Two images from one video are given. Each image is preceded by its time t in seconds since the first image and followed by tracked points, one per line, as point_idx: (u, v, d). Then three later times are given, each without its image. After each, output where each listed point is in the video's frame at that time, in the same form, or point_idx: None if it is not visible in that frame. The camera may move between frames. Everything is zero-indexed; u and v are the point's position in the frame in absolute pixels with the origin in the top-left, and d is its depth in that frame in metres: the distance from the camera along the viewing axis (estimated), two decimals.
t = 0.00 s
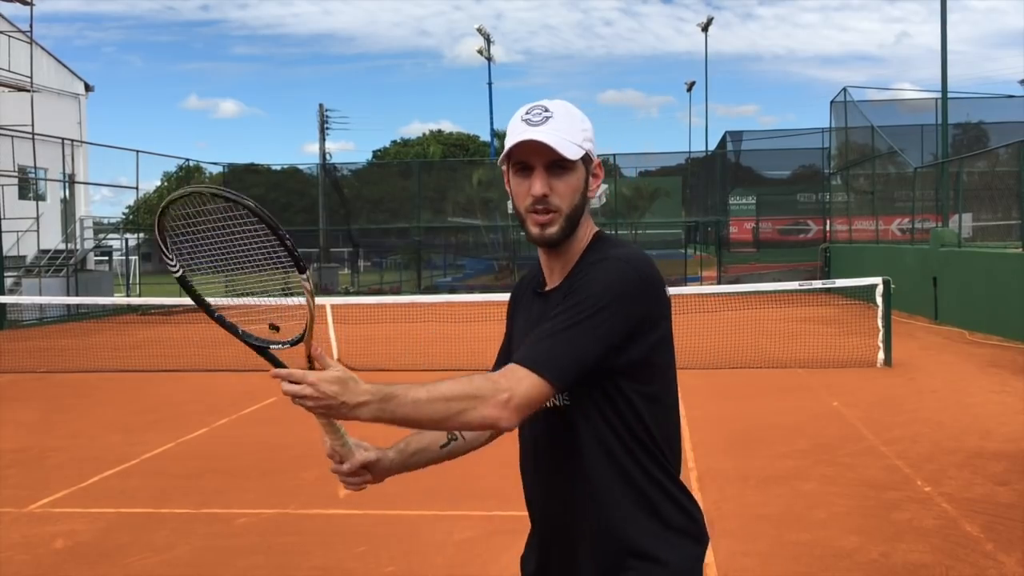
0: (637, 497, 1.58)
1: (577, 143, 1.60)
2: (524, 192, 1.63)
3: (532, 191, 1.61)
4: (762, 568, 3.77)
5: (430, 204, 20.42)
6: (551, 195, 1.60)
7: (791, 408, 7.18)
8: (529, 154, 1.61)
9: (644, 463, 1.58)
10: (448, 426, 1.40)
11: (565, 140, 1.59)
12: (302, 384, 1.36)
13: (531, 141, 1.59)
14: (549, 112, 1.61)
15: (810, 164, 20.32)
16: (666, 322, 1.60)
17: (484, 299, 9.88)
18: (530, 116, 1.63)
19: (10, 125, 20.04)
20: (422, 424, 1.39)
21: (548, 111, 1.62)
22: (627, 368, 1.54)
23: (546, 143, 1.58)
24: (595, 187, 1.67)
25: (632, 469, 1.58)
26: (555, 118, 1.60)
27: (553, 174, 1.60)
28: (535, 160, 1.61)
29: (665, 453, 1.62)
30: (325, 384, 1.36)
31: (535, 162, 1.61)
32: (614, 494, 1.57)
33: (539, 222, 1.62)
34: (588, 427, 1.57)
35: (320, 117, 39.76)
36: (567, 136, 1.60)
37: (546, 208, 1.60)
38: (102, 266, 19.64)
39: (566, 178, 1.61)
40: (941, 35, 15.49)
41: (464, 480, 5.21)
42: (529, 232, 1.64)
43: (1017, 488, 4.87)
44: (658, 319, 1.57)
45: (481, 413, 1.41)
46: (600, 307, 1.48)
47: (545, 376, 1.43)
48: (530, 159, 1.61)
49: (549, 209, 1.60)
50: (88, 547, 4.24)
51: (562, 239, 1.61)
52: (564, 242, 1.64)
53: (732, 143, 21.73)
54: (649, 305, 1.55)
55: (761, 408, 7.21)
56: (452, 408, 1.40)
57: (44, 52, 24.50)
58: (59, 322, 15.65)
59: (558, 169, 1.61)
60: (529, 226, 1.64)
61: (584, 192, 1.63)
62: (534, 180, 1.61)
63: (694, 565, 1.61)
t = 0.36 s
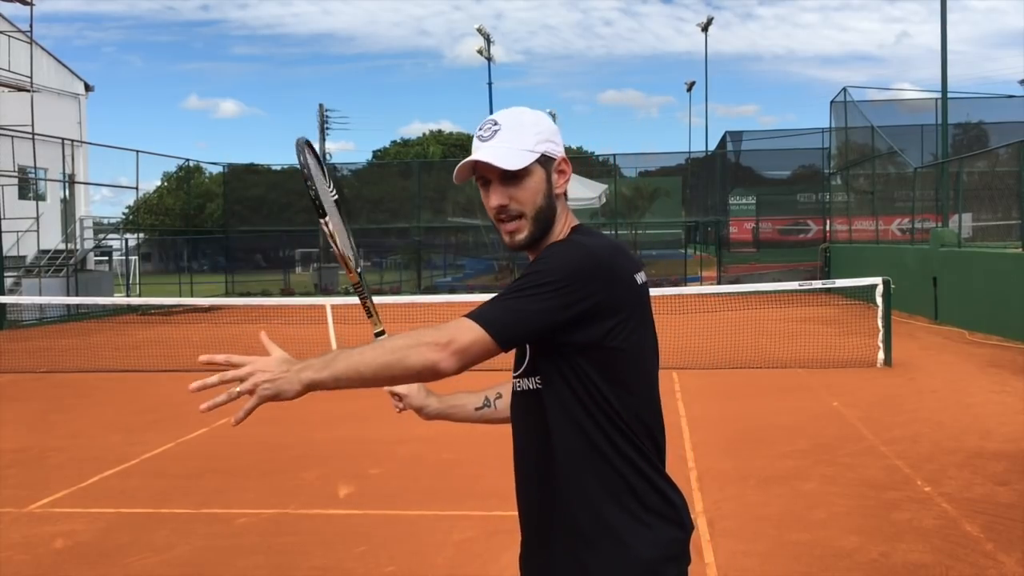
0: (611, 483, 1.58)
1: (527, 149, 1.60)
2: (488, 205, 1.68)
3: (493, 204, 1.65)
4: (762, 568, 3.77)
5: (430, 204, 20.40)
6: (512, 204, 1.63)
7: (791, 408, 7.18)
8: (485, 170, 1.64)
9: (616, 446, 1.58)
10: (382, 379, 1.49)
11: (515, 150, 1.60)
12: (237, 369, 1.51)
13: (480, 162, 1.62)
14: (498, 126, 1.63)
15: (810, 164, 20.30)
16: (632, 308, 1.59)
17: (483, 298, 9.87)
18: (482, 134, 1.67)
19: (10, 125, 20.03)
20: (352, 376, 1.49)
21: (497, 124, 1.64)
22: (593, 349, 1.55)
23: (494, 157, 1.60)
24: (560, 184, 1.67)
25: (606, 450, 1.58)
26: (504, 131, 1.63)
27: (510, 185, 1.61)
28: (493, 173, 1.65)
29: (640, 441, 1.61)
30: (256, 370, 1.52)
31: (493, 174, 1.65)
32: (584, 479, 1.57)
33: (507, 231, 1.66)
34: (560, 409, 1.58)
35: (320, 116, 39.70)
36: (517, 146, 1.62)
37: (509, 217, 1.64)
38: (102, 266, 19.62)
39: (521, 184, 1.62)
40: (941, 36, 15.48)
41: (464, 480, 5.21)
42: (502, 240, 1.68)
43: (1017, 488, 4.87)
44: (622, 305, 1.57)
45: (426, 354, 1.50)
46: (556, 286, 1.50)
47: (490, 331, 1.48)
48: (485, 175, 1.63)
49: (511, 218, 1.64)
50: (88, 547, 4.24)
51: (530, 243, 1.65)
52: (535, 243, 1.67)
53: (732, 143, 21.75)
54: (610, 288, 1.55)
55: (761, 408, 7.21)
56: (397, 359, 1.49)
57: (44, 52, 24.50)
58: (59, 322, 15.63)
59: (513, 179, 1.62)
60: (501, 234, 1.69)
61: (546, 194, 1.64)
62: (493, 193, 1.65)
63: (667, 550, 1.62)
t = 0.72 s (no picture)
0: (632, 478, 1.60)
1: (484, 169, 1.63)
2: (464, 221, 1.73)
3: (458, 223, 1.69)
4: (763, 568, 3.78)
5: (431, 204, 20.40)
6: (477, 222, 1.66)
7: (791, 408, 7.18)
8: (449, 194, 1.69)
9: (643, 443, 1.60)
10: (550, 392, 1.35)
11: (470, 172, 1.63)
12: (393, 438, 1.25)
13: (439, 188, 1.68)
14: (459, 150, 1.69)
15: (810, 164, 20.30)
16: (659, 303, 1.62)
17: (483, 298, 9.88)
18: (452, 155, 1.73)
19: (11, 125, 20.05)
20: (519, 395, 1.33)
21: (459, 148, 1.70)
22: (636, 344, 1.56)
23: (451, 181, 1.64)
24: (528, 196, 1.67)
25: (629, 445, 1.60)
26: (464, 153, 1.67)
27: (469, 204, 1.64)
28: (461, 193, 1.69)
29: (659, 437, 1.63)
30: (408, 433, 1.27)
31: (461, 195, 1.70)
32: (609, 476, 1.59)
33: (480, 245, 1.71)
34: (592, 403, 1.58)
35: (320, 116, 39.65)
36: (474, 166, 1.65)
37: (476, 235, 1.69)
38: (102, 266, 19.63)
39: (483, 202, 1.65)
40: (941, 36, 15.49)
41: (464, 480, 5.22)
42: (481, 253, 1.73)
43: (1017, 487, 4.87)
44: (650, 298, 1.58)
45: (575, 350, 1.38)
46: (607, 279, 1.50)
47: (602, 319, 1.44)
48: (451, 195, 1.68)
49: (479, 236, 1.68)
50: (88, 546, 4.24)
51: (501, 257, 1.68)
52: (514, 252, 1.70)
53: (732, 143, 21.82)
54: (645, 283, 1.58)
55: (760, 408, 7.22)
56: (546, 365, 1.36)
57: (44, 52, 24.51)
58: (59, 322, 15.63)
59: (473, 198, 1.65)
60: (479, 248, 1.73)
61: (508, 210, 1.66)
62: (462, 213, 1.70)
63: (684, 545, 1.63)
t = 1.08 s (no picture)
0: (672, 470, 1.68)
1: (507, 156, 1.73)
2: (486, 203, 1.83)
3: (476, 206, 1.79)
4: (764, 568, 3.77)
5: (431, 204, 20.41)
6: (494, 207, 1.76)
7: (791, 408, 7.18)
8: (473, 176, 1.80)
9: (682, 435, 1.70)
10: (707, 379, 1.45)
11: (493, 156, 1.73)
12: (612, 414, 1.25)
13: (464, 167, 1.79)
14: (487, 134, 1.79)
15: (810, 164, 20.29)
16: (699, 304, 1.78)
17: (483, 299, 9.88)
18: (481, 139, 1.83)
19: (11, 125, 20.07)
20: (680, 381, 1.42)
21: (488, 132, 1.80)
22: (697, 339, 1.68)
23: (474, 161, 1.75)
24: (548, 187, 1.75)
25: (671, 441, 1.68)
26: (493, 137, 1.77)
27: (488, 188, 1.75)
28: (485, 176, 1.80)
29: (691, 433, 1.74)
30: (613, 404, 1.27)
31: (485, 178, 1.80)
32: (657, 466, 1.66)
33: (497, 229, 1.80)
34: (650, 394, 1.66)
35: (320, 117, 39.60)
36: (498, 150, 1.74)
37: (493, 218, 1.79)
38: (102, 266, 19.65)
39: (502, 188, 1.75)
40: (941, 36, 15.49)
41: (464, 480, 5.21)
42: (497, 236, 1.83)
43: (1017, 488, 4.87)
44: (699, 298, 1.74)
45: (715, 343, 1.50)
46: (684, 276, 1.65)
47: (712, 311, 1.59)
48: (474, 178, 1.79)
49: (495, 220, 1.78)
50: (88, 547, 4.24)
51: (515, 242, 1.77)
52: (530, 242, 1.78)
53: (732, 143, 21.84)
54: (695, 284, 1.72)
55: (760, 407, 7.22)
56: (702, 354, 1.46)
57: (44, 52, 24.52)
58: (59, 322, 15.63)
59: (494, 182, 1.75)
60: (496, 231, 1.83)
61: (526, 199, 1.75)
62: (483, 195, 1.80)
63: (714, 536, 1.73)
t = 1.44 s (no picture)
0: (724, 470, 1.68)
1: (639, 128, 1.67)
2: (594, 181, 1.67)
3: (607, 177, 1.65)
4: (764, 568, 3.78)
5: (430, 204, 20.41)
6: (625, 181, 1.65)
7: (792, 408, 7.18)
8: (599, 144, 1.66)
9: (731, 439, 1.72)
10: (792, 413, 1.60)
11: (632, 126, 1.65)
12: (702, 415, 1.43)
13: (602, 132, 1.64)
14: (608, 105, 1.66)
15: (810, 164, 20.28)
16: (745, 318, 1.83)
17: (483, 298, 9.88)
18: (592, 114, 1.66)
19: (11, 125, 20.07)
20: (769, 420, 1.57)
21: (605, 103, 1.67)
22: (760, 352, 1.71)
23: (615, 129, 1.63)
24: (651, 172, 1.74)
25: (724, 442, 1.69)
26: (617, 111, 1.66)
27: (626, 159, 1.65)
28: (604, 149, 1.66)
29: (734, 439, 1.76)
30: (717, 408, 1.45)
31: (604, 151, 1.66)
32: (714, 466, 1.66)
33: (613, 209, 1.66)
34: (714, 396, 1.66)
35: (320, 116, 39.56)
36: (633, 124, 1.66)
37: (620, 193, 1.65)
38: (102, 266, 19.68)
39: (632, 163, 1.67)
40: (941, 36, 15.48)
41: (465, 480, 5.22)
42: (601, 219, 1.66)
43: (1017, 488, 4.87)
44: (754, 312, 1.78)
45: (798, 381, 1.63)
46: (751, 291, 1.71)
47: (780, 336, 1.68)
48: (601, 151, 1.66)
49: (622, 196, 1.65)
50: (88, 546, 4.24)
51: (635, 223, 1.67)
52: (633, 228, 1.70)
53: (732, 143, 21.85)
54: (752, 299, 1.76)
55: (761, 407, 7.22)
56: (795, 393, 1.60)
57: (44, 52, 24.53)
58: (59, 322, 15.63)
59: (626, 156, 1.67)
60: (600, 213, 1.67)
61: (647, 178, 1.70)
62: (605, 169, 1.66)
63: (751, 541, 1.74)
